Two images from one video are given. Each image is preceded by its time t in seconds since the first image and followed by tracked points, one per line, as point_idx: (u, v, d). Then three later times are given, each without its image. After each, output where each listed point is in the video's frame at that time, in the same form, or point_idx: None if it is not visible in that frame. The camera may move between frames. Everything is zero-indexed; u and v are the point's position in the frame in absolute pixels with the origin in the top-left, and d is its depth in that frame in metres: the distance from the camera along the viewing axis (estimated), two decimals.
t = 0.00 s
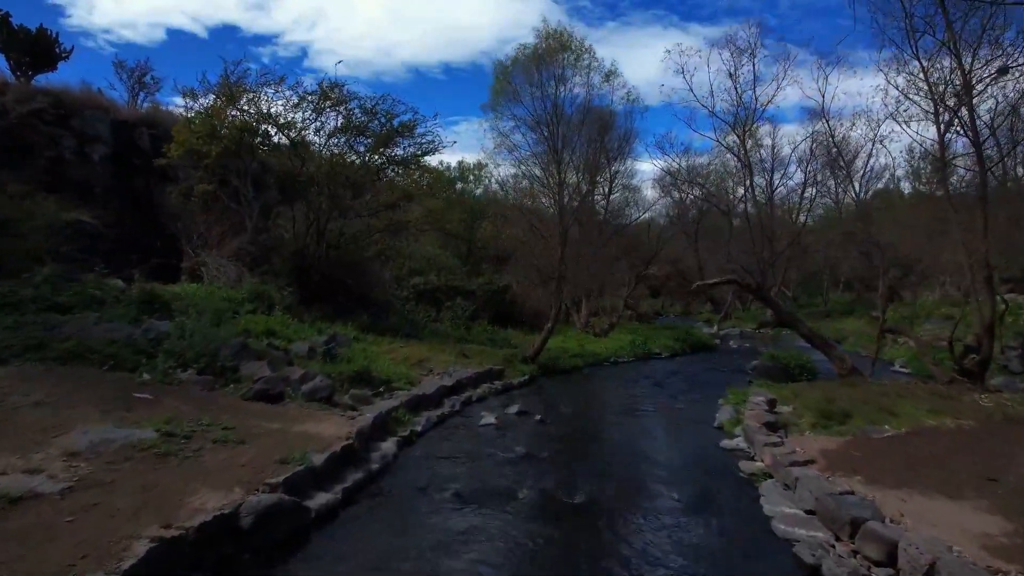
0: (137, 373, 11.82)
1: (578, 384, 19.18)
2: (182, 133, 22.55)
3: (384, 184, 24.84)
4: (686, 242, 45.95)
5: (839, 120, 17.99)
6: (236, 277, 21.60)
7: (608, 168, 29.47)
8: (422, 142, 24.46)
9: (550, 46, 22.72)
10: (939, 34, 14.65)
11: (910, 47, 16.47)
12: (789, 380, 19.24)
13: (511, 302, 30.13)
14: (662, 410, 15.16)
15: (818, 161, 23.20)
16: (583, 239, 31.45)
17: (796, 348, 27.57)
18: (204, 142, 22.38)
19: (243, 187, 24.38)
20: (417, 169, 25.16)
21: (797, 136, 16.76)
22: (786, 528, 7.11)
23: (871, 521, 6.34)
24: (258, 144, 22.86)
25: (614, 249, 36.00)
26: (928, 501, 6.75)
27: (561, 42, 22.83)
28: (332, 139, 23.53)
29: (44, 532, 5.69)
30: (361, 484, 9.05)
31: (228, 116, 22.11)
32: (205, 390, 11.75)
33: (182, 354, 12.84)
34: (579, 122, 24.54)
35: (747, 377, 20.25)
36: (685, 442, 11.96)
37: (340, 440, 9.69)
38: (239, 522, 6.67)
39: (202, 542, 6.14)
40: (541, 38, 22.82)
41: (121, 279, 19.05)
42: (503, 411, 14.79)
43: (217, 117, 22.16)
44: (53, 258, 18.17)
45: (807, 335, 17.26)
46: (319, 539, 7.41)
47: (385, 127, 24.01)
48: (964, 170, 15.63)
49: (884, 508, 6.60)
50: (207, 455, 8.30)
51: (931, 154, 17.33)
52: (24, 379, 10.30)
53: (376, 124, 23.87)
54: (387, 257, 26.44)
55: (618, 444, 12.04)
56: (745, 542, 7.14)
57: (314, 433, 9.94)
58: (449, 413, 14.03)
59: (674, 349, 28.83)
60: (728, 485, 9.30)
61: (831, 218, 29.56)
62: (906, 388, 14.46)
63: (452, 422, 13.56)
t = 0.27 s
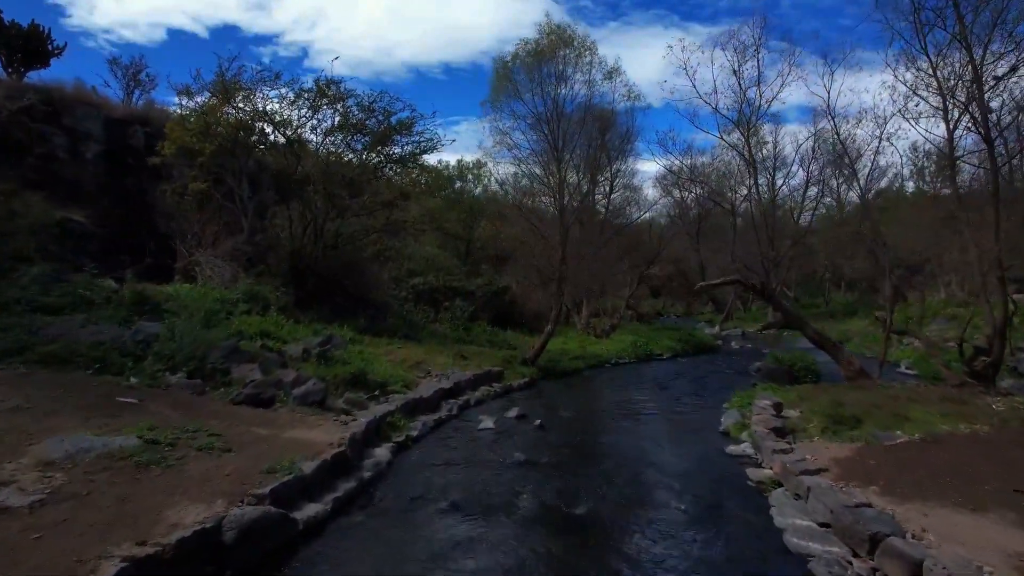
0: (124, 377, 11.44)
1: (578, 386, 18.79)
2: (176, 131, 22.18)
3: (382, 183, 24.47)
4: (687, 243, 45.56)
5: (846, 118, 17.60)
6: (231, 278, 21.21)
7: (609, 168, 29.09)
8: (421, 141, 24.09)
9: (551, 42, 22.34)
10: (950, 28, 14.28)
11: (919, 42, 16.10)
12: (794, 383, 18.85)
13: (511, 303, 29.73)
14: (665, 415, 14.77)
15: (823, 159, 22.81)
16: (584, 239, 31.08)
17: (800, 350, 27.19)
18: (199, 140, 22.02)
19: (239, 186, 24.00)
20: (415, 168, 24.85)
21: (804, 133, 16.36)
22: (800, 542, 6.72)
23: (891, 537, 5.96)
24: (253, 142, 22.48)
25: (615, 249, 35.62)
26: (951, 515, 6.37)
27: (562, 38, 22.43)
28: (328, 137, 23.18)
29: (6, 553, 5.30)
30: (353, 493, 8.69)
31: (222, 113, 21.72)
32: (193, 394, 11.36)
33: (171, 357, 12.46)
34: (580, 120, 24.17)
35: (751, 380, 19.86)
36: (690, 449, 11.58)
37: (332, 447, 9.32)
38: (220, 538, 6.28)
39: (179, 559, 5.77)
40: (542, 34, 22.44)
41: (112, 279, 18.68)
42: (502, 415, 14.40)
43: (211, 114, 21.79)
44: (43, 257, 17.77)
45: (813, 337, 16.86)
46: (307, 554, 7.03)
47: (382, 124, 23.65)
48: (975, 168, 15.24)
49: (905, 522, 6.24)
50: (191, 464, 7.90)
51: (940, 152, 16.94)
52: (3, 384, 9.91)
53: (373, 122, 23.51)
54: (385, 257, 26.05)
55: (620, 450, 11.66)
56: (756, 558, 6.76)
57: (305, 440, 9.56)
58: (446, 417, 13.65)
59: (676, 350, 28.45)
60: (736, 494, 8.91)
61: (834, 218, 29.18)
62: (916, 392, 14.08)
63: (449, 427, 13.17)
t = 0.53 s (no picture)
0: (110, 380, 11.08)
1: (579, 389, 18.41)
2: (169, 128, 21.81)
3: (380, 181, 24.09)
4: (688, 242, 45.20)
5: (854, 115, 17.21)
6: (225, 277, 20.82)
7: (609, 167, 28.70)
8: (419, 139, 23.72)
9: (552, 38, 21.98)
10: (960, 22, 13.92)
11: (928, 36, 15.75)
12: (798, 385, 18.48)
13: (510, 303, 29.35)
14: (668, 419, 14.40)
15: (827, 158, 22.42)
16: (584, 239, 30.70)
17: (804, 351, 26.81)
18: (193, 138, 21.66)
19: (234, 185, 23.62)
20: (413, 167, 24.43)
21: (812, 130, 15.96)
22: (815, 557, 6.34)
23: (914, 555, 5.61)
24: (249, 140, 22.08)
25: (615, 249, 35.24)
26: (976, 531, 6.02)
27: (563, 34, 22.06)
28: (324, 135, 22.80)
29: None
30: (343, 503, 8.32)
31: (217, 110, 21.33)
32: (181, 399, 10.96)
33: (160, 360, 12.10)
34: (580, 118, 23.80)
35: (756, 382, 19.47)
36: (694, 455, 11.20)
37: (323, 454, 8.94)
38: (198, 554, 5.92)
39: None
40: (542, 30, 22.08)
41: (103, 279, 18.31)
42: (500, 419, 14.03)
43: (206, 111, 21.43)
44: (32, 257, 17.38)
45: (819, 338, 16.48)
46: (293, 569, 6.66)
47: (379, 122, 23.27)
48: (986, 165, 14.87)
49: (927, 538, 5.90)
50: (174, 473, 7.51)
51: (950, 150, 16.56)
52: None
53: (370, 119, 23.14)
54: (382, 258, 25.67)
55: (623, 457, 11.28)
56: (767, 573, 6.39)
57: (294, 446, 9.19)
58: (443, 421, 13.28)
59: (678, 351, 28.07)
60: (743, 503, 8.54)
61: (838, 218, 28.81)
62: (926, 395, 13.68)
63: (446, 432, 12.79)
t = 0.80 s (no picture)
0: (94, 383, 10.70)
1: (579, 390, 18.06)
2: (163, 126, 21.44)
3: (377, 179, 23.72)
4: (689, 242, 44.85)
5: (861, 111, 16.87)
6: (219, 277, 20.45)
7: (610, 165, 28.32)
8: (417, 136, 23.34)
9: (552, 33, 21.60)
10: (971, 14, 13.59)
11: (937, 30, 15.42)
12: (803, 386, 18.13)
13: (510, 303, 28.98)
14: (670, 422, 14.05)
15: (831, 157, 22.02)
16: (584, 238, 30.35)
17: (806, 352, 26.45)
18: (187, 135, 21.29)
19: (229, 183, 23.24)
20: (409, 166, 24.16)
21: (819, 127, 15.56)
22: (832, 573, 5.99)
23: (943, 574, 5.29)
24: (244, 138, 21.72)
25: (615, 248, 34.89)
26: (1004, 547, 5.71)
27: (564, 29, 21.67)
28: (321, 132, 22.44)
29: None
30: (333, 512, 7.95)
31: (211, 107, 20.97)
32: (167, 403, 10.58)
33: (147, 362, 11.72)
34: (581, 115, 23.43)
35: (759, 383, 19.11)
36: (698, 461, 10.85)
37: (313, 461, 8.58)
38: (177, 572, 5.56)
39: None
40: (542, 25, 21.70)
41: (94, 279, 17.94)
42: (498, 422, 13.66)
43: (199, 108, 21.06)
44: (20, 256, 17.01)
45: (825, 339, 16.11)
46: None
47: (377, 119, 22.89)
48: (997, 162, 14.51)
49: (954, 556, 5.59)
50: (154, 482, 7.12)
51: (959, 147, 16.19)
52: None
53: (367, 116, 22.76)
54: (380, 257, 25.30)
55: (624, 463, 10.92)
56: None
57: (284, 452, 8.82)
58: (440, 425, 12.92)
59: (679, 352, 27.71)
60: (752, 511, 8.19)
61: (841, 218, 28.42)
62: (936, 397, 13.32)
63: (442, 435, 12.43)
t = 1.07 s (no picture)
0: (77, 386, 10.33)
1: (579, 393, 17.69)
2: (156, 123, 21.06)
3: (374, 178, 23.32)
4: (690, 242, 44.48)
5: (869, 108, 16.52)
6: (213, 277, 20.08)
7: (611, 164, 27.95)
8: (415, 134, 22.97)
9: (553, 28, 21.23)
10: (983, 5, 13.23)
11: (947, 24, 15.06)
12: (808, 388, 17.77)
13: (509, 303, 28.60)
14: (673, 426, 13.68)
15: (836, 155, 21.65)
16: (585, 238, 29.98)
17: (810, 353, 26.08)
18: (180, 133, 20.92)
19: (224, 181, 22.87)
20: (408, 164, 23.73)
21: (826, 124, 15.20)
22: None
23: None
24: (239, 135, 21.34)
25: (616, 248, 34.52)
26: None
27: (564, 24, 21.30)
28: (316, 129, 22.06)
29: None
30: (322, 524, 7.58)
31: (205, 104, 20.60)
32: (153, 406, 10.20)
33: (133, 364, 11.34)
34: (582, 112, 23.07)
35: (763, 386, 18.74)
36: (703, 468, 10.48)
37: (301, 469, 8.20)
38: None
39: None
40: (543, 20, 21.33)
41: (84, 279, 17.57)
42: (496, 426, 13.29)
43: (193, 105, 20.69)
44: (8, 255, 16.63)
45: (831, 340, 15.74)
46: None
47: (374, 116, 22.47)
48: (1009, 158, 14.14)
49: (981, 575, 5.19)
50: (131, 492, 6.75)
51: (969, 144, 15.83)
52: None
53: (364, 113, 22.37)
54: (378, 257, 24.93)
55: (626, 470, 10.55)
56: None
57: (271, 459, 8.44)
58: (436, 429, 12.55)
59: (681, 353, 27.34)
60: (761, 522, 7.82)
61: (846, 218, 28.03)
62: (947, 401, 12.95)
63: (439, 440, 12.06)
